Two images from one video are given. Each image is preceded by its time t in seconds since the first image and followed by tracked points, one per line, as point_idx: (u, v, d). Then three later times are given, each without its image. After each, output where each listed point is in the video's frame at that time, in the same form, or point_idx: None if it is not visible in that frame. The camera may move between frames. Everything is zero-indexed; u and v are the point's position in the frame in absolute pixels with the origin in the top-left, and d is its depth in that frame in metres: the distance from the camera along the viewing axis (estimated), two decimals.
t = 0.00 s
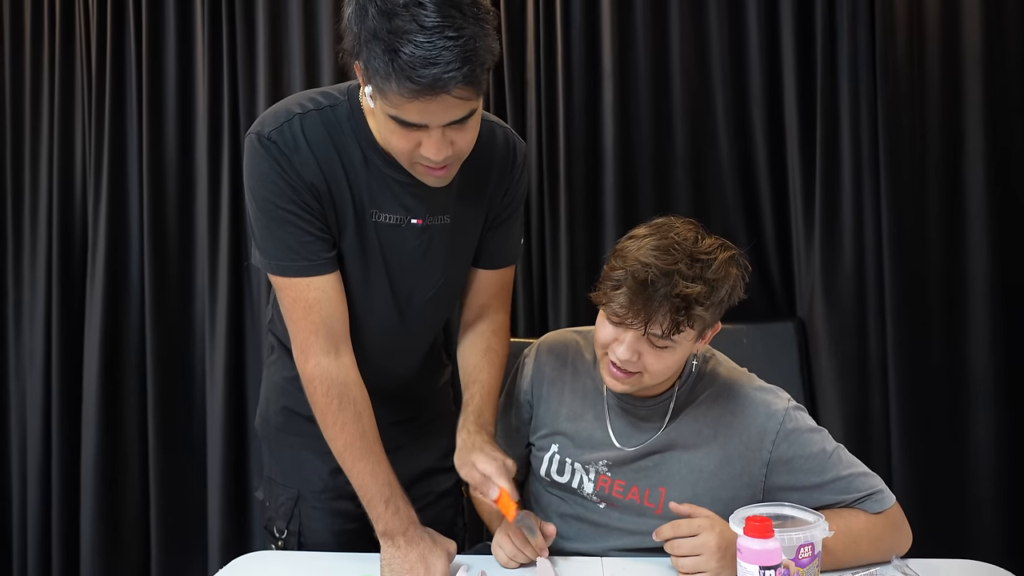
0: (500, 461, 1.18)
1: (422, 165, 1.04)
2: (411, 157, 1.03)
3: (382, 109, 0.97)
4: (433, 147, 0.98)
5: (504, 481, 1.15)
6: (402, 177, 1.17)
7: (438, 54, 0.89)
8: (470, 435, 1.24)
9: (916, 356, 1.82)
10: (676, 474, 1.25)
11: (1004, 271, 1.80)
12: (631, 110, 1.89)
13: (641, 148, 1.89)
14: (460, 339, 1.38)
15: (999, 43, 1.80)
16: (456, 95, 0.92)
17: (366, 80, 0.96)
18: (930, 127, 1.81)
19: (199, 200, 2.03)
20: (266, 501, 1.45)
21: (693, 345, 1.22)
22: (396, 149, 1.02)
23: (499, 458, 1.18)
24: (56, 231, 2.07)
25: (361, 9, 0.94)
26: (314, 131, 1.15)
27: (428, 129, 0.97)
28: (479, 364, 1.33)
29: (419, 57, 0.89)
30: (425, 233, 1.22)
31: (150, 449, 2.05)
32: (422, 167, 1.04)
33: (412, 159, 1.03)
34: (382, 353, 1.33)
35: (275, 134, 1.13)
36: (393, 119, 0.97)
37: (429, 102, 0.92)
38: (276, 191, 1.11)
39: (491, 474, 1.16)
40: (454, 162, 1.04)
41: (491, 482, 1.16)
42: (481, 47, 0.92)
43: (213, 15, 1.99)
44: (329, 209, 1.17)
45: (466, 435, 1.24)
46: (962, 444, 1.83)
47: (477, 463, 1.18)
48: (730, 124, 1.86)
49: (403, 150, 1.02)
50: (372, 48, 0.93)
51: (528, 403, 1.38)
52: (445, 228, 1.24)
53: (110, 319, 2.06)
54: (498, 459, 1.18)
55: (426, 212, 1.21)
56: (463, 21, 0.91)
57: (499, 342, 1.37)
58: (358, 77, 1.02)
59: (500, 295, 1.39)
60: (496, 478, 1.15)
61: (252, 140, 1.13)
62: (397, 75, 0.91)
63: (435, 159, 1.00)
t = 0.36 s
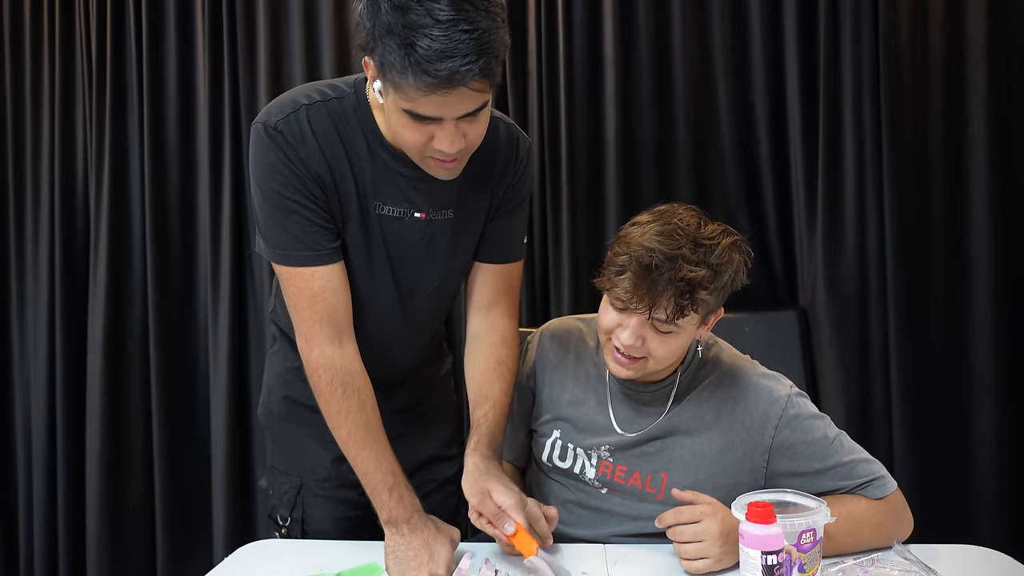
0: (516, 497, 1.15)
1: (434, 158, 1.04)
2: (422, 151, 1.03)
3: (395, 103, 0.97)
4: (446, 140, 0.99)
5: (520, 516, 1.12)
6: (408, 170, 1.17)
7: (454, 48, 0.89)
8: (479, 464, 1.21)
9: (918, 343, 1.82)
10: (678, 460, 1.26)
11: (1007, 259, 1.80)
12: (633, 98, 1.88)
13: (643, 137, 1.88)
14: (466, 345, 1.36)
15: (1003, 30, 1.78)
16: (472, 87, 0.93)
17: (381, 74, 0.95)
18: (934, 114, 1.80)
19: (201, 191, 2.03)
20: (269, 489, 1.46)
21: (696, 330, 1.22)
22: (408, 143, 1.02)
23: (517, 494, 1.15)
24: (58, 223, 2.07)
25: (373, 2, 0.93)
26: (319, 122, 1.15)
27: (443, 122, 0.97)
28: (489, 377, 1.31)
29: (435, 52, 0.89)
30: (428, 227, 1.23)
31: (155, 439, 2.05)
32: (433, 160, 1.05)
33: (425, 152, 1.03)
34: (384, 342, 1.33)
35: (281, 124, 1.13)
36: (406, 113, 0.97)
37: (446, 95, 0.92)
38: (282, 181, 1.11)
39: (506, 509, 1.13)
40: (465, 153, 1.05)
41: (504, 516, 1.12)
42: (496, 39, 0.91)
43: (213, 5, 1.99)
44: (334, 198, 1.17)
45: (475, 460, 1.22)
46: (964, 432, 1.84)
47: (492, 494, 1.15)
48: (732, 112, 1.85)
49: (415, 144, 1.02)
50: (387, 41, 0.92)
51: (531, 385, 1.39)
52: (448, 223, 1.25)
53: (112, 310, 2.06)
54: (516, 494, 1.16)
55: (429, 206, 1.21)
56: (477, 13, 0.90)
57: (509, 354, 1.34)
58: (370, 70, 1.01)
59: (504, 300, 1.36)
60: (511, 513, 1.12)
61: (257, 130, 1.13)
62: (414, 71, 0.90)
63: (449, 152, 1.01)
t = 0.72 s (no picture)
0: (495, 485, 1.14)
1: (461, 137, 1.07)
2: (451, 129, 1.06)
3: (439, 75, 1.00)
4: (483, 116, 1.03)
5: (499, 506, 1.11)
6: (419, 158, 1.18)
7: (514, 23, 0.96)
8: (464, 452, 1.20)
9: (920, 333, 1.82)
10: (680, 449, 1.26)
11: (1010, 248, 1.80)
12: (635, 87, 1.87)
13: (646, 126, 1.88)
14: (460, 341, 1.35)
15: (1008, 17, 1.77)
16: (520, 64, 0.99)
17: (429, 45, 0.99)
18: (938, 103, 1.80)
19: (203, 180, 2.03)
20: (270, 478, 1.47)
21: (699, 317, 1.22)
22: (439, 119, 1.05)
23: (495, 481, 1.15)
24: (59, 213, 2.08)
25: None
26: (329, 106, 1.16)
27: (482, 96, 1.02)
28: (477, 371, 1.30)
29: (497, 23, 0.95)
30: (433, 216, 1.23)
31: (158, 428, 2.06)
32: (458, 139, 1.08)
33: (453, 130, 1.06)
34: (386, 331, 1.34)
35: (291, 108, 1.13)
36: (451, 85, 1.01)
37: (492, 65, 0.97)
38: (291, 165, 1.11)
39: (485, 498, 1.12)
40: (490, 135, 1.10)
41: (484, 506, 1.12)
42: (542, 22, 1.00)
43: None
44: (341, 183, 1.17)
45: (459, 450, 1.20)
46: (965, 421, 1.84)
47: (470, 484, 1.14)
48: (734, 101, 1.84)
49: (447, 119, 1.04)
50: (439, 10, 0.97)
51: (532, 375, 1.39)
52: (452, 215, 1.25)
53: (114, 299, 2.07)
54: (494, 482, 1.15)
55: (434, 195, 1.21)
56: None
57: (500, 348, 1.33)
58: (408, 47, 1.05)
59: (502, 296, 1.36)
60: (490, 502, 1.12)
61: (266, 112, 1.13)
62: (472, 40, 0.95)
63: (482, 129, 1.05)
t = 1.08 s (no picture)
0: (525, 492, 1.15)
1: (478, 141, 1.09)
2: (469, 133, 1.07)
3: (462, 79, 1.01)
4: (502, 121, 1.05)
5: (531, 511, 1.12)
6: (432, 159, 1.19)
7: (542, 31, 0.97)
8: (490, 463, 1.22)
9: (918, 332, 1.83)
10: (678, 449, 1.26)
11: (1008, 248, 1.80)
12: (633, 86, 1.87)
13: (644, 126, 1.88)
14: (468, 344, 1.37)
15: (1006, 16, 1.77)
16: (543, 71, 1.01)
17: (455, 49, 0.99)
18: (936, 103, 1.80)
19: (201, 180, 2.02)
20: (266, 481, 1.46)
21: (697, 318, 1.22)
22: (457, 122, 1.05)
23: (524, 488, 1.15)
24: (57, 213, 2.07)
25: None
26: (346, 103, 1.16)
27: (504, 102, 1.03)
28: (492, 378, 1.31)
29: (525, 30, 0.96)
30: (442, 217, 1.24)
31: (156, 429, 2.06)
32: (475, 143, 1.09)
33: (471, 134, 1.07)
34: (384, 332, 1.34)
35: (308, 103, 1.13)
36: (473, 90, 1.01)
37: (518, 72, 0.99)
38: (305, 160, 1.10)
39: (517, 506, 1.12)
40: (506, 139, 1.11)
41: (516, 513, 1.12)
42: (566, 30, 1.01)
43: None
44: (354, 180, 1.17)
45: (486, 461, 1.23)
46: (963, 420, 1.84)
47: (500, 494, 1.15)
48: (732, 101, 1.85)
49: (466, 123, 1.05)
50: (468, 16, 0.97)
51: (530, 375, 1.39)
52: (461, 216, 1.26)
53: (113, 300, 2.06)
54: (523, 489, 1.15)
55: (443, 196, 1.22)
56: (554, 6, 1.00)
57: (511, 352, 1.34)
58: (428, 49, 1.05)
59: (507, 298, 1.37)
60: (523, 509, 1.12)
61: (282, 106, 1.12)
62: (500, 46, 0.96)
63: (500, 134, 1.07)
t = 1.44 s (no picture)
0: (513, 508, 1.12)
1: (485, 129, 1.08)
2: (477, 120, 1.06)
3: (473, 65, 1.01)
4: (511, 109, 1.04)
5: (518, 528, 1.09)
6: (437, 147, 1.20)
7: (556, 19, 0.97)
8: (479, 474, 1.19)
9: (914, 322, 1.83)
10: (674, 437, 1.27)
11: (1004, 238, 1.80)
12: (631, 76, 1.87)
13: (642, 116, 1.87)
14: (462, 341, 1.36)
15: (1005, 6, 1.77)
16: (553, 60, 1.01)
17: (467, 35, 0.99)
18: (934, 93, 1.80)
19: (198, 169, 2.02)
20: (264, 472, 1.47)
21: (694, 307, 1.22)
22: (465, 108, 1.05)
23: (513, 505, 1.12)
24: (54, 202, 2.07)
25: None
26: (355, 87, 1.16)
27: (513, 88, 1.03)
28: (487, 380, 1.30)
29: (539, 18, 0.96)
30: (446, 205, 1.25)
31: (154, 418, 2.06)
32: (481, 131, 1.09)
33: (478, 122, 1.07)
34: (381, 322, 1.34)
35: (317, 86, 1.13)
36: (484, 77, 1.01)
37: (530, 59, 0.99)
38: (314, 144, 1.10)
39: (504, 523, 1.10)
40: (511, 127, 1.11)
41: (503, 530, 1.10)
42: (577, 21, 1.02)
43: None
44: (361, 166, 1.17)
45: (476, 473, 1.20)
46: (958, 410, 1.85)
47: (487, 509, 1.12)
48: (730, 90, 1.84)
49: (474, 110, 1.05)
50: (482, 2, 0.97)
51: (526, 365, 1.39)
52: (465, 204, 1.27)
53: (110, 290, 2.06)
54: (511, 506, 1.12)
55: (448, 183, 1.23)
56: None
57: (505, 352, 1.33)
58: (439, 36, 1.05)
59: (501, 293, 1.36)
60: (510, 526, 1.09)
61: (291, 89, 1.12)
62: (514, 33, 0.96)
63: (508, 122, 1.07)
